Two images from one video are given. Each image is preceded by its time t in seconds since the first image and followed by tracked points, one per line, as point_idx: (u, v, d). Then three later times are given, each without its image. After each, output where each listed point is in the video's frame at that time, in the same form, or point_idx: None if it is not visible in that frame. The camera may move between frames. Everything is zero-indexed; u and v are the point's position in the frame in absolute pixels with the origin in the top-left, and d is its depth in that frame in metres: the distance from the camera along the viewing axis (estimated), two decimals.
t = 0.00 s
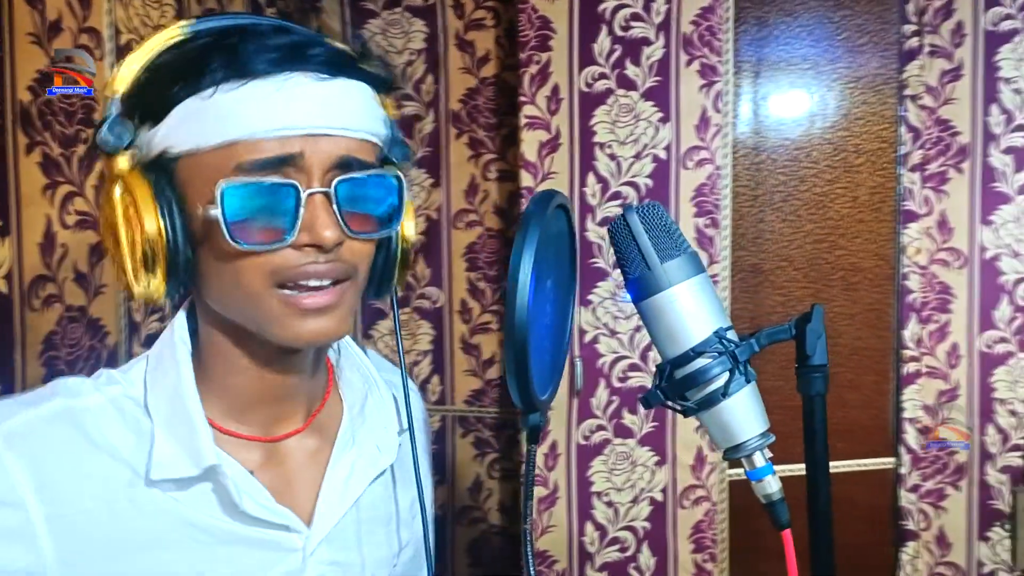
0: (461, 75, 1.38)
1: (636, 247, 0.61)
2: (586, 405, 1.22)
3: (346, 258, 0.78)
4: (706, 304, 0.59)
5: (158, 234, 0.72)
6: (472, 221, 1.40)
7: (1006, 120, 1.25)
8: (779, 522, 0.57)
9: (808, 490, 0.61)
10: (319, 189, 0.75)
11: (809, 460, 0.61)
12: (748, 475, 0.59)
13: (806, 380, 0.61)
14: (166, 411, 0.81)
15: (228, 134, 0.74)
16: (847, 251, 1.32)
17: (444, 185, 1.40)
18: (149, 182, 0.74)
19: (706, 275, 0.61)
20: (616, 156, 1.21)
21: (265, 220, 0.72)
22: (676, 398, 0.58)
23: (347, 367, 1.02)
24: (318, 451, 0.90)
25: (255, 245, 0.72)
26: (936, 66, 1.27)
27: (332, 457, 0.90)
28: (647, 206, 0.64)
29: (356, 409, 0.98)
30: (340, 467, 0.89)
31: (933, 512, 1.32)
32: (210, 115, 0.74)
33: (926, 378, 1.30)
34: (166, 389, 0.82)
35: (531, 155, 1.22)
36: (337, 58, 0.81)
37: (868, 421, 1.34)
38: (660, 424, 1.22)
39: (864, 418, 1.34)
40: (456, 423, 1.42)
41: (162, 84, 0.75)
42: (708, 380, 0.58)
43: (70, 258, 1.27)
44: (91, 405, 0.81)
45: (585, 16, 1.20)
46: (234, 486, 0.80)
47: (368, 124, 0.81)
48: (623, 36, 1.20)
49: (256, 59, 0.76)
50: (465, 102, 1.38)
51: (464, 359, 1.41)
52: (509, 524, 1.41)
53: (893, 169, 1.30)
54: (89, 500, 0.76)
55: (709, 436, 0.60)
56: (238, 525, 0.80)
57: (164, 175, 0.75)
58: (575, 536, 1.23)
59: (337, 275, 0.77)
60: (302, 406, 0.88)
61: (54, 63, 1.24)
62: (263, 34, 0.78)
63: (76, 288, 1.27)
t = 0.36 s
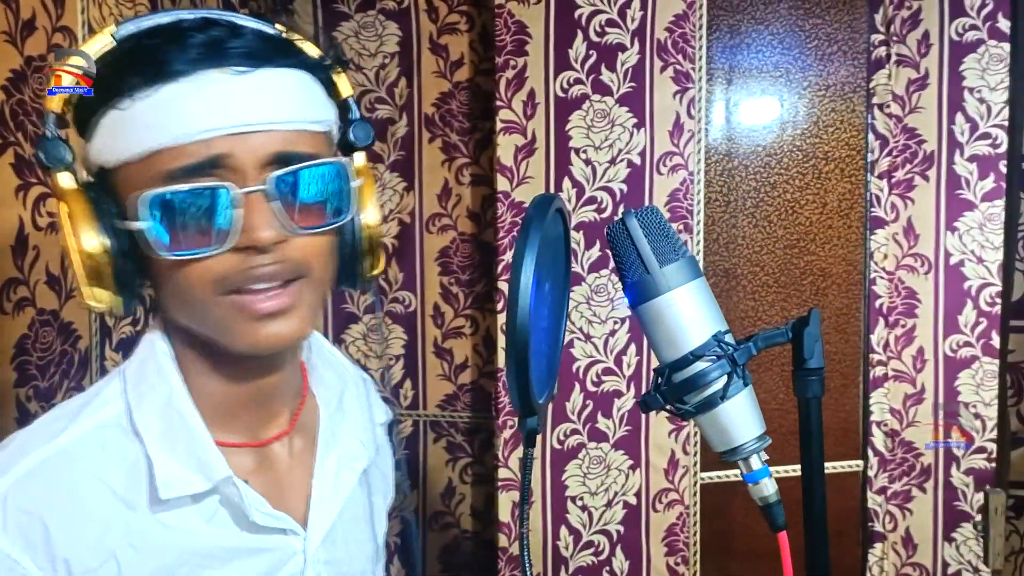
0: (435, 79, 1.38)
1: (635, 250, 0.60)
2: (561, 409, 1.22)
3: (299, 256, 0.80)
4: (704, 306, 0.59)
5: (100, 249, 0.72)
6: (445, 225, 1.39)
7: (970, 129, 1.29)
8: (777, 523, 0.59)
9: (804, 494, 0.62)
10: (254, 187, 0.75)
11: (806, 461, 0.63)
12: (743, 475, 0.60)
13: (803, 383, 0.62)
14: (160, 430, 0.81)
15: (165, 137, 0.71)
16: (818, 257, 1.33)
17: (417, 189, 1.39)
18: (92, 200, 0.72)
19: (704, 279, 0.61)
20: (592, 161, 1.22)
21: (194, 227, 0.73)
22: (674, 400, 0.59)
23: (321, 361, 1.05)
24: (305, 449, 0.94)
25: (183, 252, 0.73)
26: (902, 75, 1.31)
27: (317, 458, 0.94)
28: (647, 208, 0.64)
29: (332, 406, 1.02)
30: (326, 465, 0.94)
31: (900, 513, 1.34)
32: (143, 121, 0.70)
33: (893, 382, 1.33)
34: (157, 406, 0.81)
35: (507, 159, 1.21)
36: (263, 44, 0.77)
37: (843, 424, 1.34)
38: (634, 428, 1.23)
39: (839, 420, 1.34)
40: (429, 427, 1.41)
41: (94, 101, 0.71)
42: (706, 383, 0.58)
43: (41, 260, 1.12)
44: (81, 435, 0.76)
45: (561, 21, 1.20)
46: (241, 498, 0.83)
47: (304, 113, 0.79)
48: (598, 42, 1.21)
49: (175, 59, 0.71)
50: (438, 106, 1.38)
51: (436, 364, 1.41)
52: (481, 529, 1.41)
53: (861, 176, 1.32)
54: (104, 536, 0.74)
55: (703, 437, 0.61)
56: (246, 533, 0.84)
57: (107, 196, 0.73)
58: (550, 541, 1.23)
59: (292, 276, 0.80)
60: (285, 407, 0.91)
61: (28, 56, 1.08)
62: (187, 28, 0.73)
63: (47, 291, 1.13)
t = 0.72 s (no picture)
0: (426, 79, 1.37)
1: (632, 249, 0.61)
2: (552, 409, 1.22)
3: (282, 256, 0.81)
4: (703, 305, 0.61)
5: (63, 279, 0.68)
6: (436, 225, 1.39)
7: (959, 130, 1.29)
8: (774, 525, 0.60)
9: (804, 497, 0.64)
10: (209, 185, 0.74)
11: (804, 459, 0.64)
12: (742, 476, 0.61)
13: (802, 383, 0.63)
14: (137, 431, 0.81)
15: (109, 141, 0.70)
16: (808, 258, 1.34)
17: (408, 189, 1.39)
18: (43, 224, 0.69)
19: (703, 278, 0.62)
20: (583, 161, 1.22)
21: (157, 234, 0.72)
22: (674, 401, 0.59)
23: (301, 355, 1.07)
24: (284, 445, 0.96)
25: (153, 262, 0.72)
26: (892, 76, 1.31)
27: (301, 452, 0.97)
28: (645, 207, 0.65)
29: (312, 400, 1.04)
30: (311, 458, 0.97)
31: (889, 514, 1.35)
32: (82, 128, 0.69)
33: (883, 382, 1.33)
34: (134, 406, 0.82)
35: (498, 159, 1.21)
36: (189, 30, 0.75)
37: (834, 423, 1.35)
38: (625, 430, 1.23)
39: (830, 420, 1.35)
40: (419, 428, 1.41)
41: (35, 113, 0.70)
42: (705, 384, 0.59)
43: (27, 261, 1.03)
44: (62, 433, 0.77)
45: (553, 21, 1.20)
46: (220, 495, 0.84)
47: (249, 93, 0.78)
48: (590, 42, 1.20)
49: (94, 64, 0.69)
50: (429, 106, 1.38)
51: (427, 364, 1.40)
52: (472, 531, 1.41)
53: (852, 177, 1.33)
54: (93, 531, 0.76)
55: (703, 438, 0.62)
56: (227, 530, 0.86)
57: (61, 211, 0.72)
58: (541, 542, 1.23)
59: (269, 272, 0.80)
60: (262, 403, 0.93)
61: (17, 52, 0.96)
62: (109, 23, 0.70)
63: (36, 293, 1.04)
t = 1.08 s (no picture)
0: (458, 84, 1.37)
1: (639, 256, 0.63)
2: (582, 416, 1.21)
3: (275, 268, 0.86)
4: (709, 313, 0.62)
5: (52, 267, 0.78)
6: (469, 230, 1.39)
7: (1004, 131, 1.23)
8: (783, 537, 0.59)
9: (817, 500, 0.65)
10: (189, 185, 0.80)
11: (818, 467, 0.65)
12: (752, 487, 0.61)
13: (814, 393, 0.64)
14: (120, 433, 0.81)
15: (100, 131, 0.79)
16: (846, 262, 1.32)
17: (440, 194, 1.39)
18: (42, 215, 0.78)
19: (711, 286, 0.63)
20: (614, 165, 1.21)
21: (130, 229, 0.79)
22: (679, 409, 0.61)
23: (306, 368, 1.14)
24: (287, 456, 1.03)
25: (113, 253, 0.79)
26: (934, 76, 1.25)
27: (305, 459, 1.04)
28: (653, 215, 0.66)
29: (316, 412, 1.11)
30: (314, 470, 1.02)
31: (932, 525, 1.31)
32: (80, 117, 0.79)
33: (925, 389, 1.29)
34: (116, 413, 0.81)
35: (527, 164, 1.20)
36: (195, 35, 0.84)
37: (869, 431, 1.34)
38: (656, 436, 1.21)
39: (866, 428, 1.34)
40: (451, 434, 1.41)
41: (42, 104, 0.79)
42: (711, 393, 0.60)
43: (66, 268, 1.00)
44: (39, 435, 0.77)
45: (583, 24, 1.19)
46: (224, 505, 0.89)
47: (242, 104, 0.84)
48: (621, 45, 1.19)
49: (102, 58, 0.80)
50: (461, 111, 1.38)
51: (459, 370, 1.40)
52: (504, 537, 1.40)
53: (892, 179, 1.30)
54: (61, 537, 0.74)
55: (710, 446, 0.63)
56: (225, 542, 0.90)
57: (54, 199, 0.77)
58: (570, 549, 1.22)
59: (245, 281, 0.86)
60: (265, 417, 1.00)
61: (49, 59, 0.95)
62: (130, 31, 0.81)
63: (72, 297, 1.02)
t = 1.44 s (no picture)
0: (523, 87, 1.36)
1: (638, 263, 0.59)
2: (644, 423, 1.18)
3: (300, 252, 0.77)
4: (713, 322, 0.57)
5: (95, 291, 0.68)
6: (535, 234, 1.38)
7: None
8: (791, 558, 0.55)
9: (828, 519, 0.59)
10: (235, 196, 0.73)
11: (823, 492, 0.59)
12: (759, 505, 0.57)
13: (822, 407, 0.58)
14: (152, 450, 0.78)
15: (119, 170, 0.70)
16: (929, 265, 1.25)
17: (506, 198, 1.38)
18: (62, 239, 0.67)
19: (716, 293, 0.59)
20: (677, 167, 1.18)
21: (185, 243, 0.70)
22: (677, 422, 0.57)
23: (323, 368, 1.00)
24: (303, 463, 0.89)
25: (186, 273, 0.71)
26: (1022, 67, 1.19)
27: (320, 464, 0.90)
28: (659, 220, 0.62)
29: (332, 413, 0.96)
30: (327, 475, 0.89)
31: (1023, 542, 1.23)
32: (95, 156, 0.70)
33: (1017, 400, 1.22)
34: (145, 429, 0.78)
35: (588, 166, 1.18)
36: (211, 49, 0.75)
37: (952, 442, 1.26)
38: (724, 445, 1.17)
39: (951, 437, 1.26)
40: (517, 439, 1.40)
41: (55, 129, 0.71)
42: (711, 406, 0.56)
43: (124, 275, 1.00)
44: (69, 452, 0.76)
45: (645, 24, 1.16)
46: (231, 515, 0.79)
47: (270, 105, 0.77)
48: (685, 43, 1.16)
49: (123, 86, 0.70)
50: (526, 114, 1.36)
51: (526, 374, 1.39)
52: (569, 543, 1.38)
53: (978, 178, 1.23)
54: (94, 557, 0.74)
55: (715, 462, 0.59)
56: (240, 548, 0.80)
57: (83, 228, 0.72)
58: (633, 559, 1.19)
59: (296, 269, 0.78)
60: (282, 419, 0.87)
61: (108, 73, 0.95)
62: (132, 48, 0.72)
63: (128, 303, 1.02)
